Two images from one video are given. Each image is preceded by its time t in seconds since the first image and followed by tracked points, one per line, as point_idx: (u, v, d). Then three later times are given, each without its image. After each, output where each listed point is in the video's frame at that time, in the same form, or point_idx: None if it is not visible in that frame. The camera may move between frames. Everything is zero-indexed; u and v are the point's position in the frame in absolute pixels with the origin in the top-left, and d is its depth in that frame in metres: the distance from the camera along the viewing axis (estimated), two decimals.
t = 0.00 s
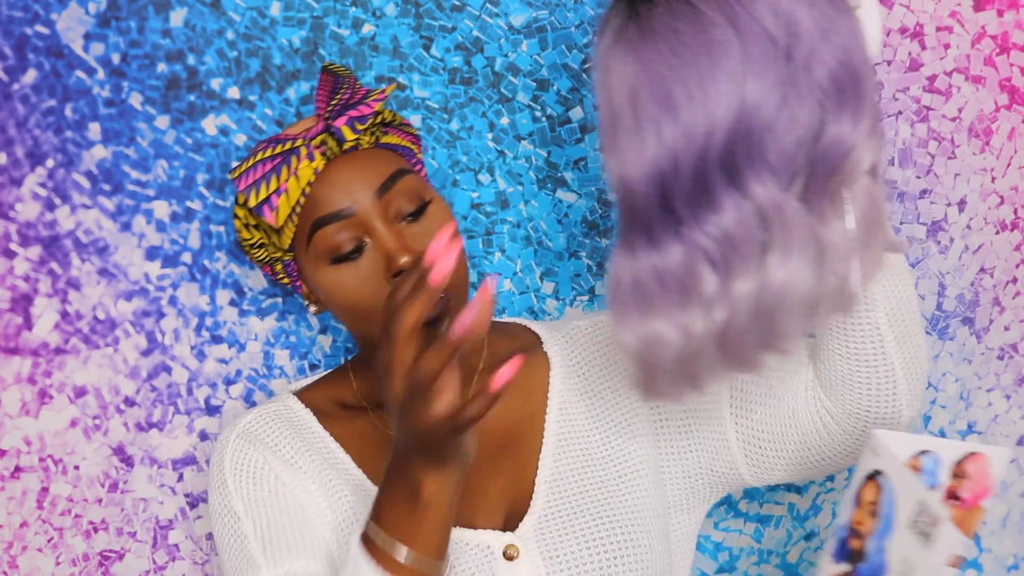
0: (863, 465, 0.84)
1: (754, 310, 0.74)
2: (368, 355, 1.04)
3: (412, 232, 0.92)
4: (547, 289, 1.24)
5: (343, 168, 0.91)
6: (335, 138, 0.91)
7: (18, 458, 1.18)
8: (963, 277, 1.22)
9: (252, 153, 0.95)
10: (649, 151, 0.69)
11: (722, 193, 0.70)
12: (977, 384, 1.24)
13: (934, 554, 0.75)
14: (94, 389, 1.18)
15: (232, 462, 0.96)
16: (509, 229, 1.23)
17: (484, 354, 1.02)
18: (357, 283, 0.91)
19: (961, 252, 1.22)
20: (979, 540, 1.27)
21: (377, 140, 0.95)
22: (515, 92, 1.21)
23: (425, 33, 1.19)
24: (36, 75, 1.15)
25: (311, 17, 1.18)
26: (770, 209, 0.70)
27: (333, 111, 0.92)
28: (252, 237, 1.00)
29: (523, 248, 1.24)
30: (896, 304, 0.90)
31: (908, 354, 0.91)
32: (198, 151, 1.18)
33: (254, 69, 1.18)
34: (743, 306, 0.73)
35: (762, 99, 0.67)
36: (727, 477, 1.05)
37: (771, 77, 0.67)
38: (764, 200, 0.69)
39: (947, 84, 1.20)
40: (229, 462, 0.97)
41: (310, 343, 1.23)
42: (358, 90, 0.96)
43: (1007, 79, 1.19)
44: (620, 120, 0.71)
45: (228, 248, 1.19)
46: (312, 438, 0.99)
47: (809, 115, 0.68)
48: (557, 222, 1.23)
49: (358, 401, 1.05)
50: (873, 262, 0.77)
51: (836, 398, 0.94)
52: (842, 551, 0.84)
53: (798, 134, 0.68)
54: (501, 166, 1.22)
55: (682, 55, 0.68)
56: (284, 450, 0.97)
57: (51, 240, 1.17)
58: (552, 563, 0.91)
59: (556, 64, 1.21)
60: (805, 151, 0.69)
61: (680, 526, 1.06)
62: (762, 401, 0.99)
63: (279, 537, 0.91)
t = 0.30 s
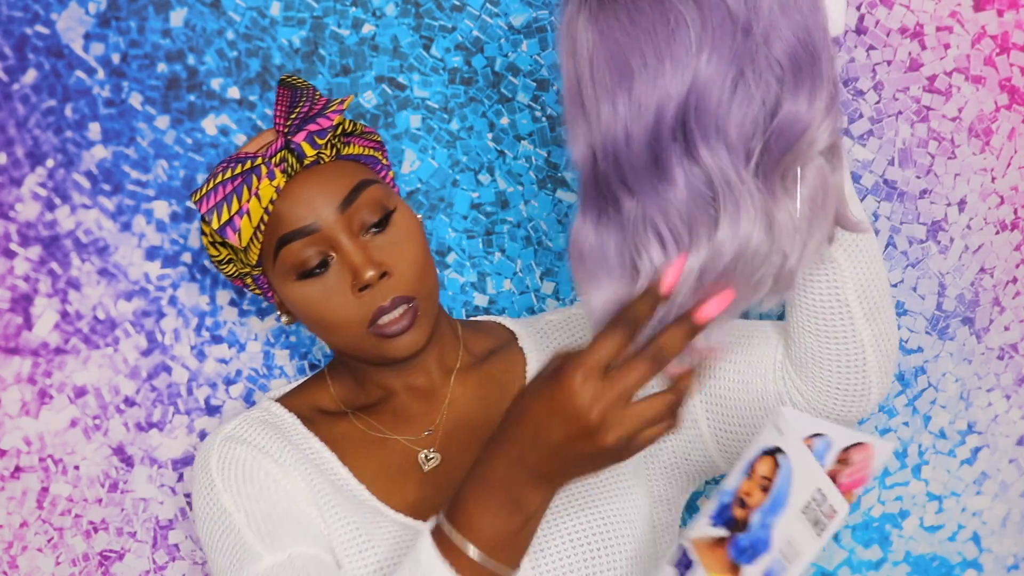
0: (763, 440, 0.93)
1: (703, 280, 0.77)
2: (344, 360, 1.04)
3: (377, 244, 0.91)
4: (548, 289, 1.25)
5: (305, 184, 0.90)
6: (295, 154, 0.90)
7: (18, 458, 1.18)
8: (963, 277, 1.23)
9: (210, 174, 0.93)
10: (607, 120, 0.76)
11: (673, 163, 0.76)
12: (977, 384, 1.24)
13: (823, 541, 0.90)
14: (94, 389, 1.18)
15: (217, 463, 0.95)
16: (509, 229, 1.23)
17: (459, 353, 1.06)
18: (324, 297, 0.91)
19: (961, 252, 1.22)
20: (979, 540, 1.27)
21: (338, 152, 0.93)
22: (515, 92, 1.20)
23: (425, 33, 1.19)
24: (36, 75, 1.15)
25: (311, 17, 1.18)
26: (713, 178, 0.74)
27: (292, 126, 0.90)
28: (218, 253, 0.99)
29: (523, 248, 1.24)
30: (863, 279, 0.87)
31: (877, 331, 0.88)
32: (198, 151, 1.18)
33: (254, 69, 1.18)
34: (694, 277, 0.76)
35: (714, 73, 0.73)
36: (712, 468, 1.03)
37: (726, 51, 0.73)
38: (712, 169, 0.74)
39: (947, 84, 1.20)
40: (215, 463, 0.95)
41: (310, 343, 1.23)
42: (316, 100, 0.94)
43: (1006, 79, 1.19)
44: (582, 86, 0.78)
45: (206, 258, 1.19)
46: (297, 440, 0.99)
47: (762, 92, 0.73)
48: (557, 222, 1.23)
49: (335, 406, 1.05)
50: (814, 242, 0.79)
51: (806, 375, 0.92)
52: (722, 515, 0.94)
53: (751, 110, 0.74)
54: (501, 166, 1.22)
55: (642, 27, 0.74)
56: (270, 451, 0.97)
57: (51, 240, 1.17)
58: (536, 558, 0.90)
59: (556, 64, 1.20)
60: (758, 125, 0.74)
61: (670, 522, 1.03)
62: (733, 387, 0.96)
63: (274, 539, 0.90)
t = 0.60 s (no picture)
0: (739, 412, 0.79)
1: (692, 252, 0.78)
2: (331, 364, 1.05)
3: (360, 253, 0.92)
4: (547, 288, 1.25)
5: (285, 195, 0.90)
6: (275, 165, 0.91)
7: (18, 458, 1.18)
8: (963, 277, 1.23)
9: (191, 188, 0.94)
10: (594, 92, 0.75)
11: (662, 134, 0.75)
12: (977, 384, 1.24)
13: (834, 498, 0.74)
14: (94, 389, 1.18)
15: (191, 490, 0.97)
16: (509, 229, 1.23)
17: (447, 353, 1.06)
18: (307, 307, 0.92)
19: (961, 252, 1.22)
20: (979, 540, 1.27)
21: (318, 162, 0.94)
22: (515, 92, 1.20)
23: (425, 34, 1.19)
24: (36, 75, 1.15)
25: (311, 17, 1.18)
26: (706, 148, 0.74)
27: (271, 137, 0.91)
28: (203, 263, 1.00)
29: (523, 248, 1.24)
30: (852, 261, 0.86)
31: (866, 315, 0.86)
32: (198, 151, 1.18)
33: (254, 69, 1.18)
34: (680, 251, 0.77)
35: (705, 42, 0.72)
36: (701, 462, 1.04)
37: (715, 20, 0.72)
38: (703, 138, 0.74)
39: (947, 84, 1.20)
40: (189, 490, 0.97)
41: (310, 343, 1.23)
42: (295, 110, 0.95)
43: (1007, 79, 1.19)
44: (565, 55, 0.76)
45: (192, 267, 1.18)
46: (271, 458, 1.01)
47: (750, 61, 0.73)
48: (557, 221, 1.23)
49: (324, 410, 1.06)
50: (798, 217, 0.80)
51: (798, 364, 0.90)
52: (693, 497, 0.78)
53: (739, 78, 0.73)
54: (501, 166, 1.22)
55: None
56: (241, 473, 0.98)
57: (51, 240, 1.17)
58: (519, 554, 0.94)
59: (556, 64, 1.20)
60: (744, 95, 0.74)
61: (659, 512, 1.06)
62: (721, 377, 0.95)
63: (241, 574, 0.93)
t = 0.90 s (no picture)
0: (776, 398, 0.81)
1: (664, 235, 0.80)
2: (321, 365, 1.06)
3: (346, 256, 0.92)
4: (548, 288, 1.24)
5: (273, 197, 0.91)
6: (263, 168, 0.91)
7: (18, 458, 1.18)
8: (963, 277, 1.23)
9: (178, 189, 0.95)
10: (572, 72, 0.81)
11: (636, 113, 0.80)
12: (977, 384, 1.24)
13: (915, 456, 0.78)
14: (94, 389, 1.18)
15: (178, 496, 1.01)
16: (509, 229, 1.23)
17: (436, 354, 1.06)
18: (293, 309, 0.92)
19: (961, 252, 1.22)
20: (979, 540, 1.27)
21: (306, 164, 0.94)
22: (515, 92, 1.20)
23: (425, 34, 1.19)
24: (36, 75, 1.15)
25: (311, 17, 1.18)
26: (682, 128, 0.79)
27: (261, 138, 0.92)
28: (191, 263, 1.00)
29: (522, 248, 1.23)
30: (836, 254, 0.87)
31: (851, 309, 0.88)
32: (198, 151, 1.18)
33: (254, 69, 1.18)
34: (653, 233, 0.80)
35: (677, 26, 0.79)
36: (692, 456, 1.03)
37: (688, 5, 0.79)
38: (676, 115, 0.79)
39: (947, 84, 1.20)
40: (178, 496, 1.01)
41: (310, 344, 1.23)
42: (286, 111, 0.96)
43: (1006, 79, 1.19)
44: (544, 43, 0.83)
45: (185, 269, 1.18)
46: (256, 462, 1.01)
47: (723, 44, 0.79)
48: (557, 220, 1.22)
49: (313, 410, 1.07)
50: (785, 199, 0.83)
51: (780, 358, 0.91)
52: (762, 494, 0.81)
53: (712, 62, 0.80)
54: (501, 166, 1.22)
55: None
56: (224, 479, 1.00)
57: (51, 240, 1.17)
58: (500, 551, 0.94)
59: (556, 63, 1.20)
60: (718, 78, 0.80)
61: (651, 509, 1.04)
62: (708, 372, 0.96)
63: None
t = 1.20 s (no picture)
0: (768, 406, 0.76)
1: (653, 246, 0.77)
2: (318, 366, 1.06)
3: (348, 260, 0.92)
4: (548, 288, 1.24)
5: (276, 200, 0.91)
6: (266, 170, 0.91)
7: (18, 458, 1.18)
8: (963, 277, 1.22)
9: (181, 191, 0.95)
10: (556, 82, 0.77)
11: (624, 124, 0.77)
12: (977, 384, 1.24)
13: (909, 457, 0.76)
14: (94, 389, 1.18)
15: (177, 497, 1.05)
16: (509, 229, 1.23)
17: (433, 355, 1.06)
18: (294, 312, 0.92)
19: (961, 252, 1.22)
20: (979, 540, 1.27)
21: (309, 167, 0.94)
22: (515, 92, 1.21)
23: (425, 34, 1.19)
24: (36, 75, 1.15)
25: (311, 17, 1.18)
26: (670, 140, 0.76)
27: (264, 140, 0.92)
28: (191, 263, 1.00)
29: (522, 248, 1.23)
30: (829, 257, 0.86)
31: (846, 312, 0.87)
32: (198, 151, 1.18)
33: (254, 69, 1.18)
34: (644, 243, 0.77)
35: (664, 34, 0.75)
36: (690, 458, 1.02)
37: (675, 12, 0.75)
38: (664, 128, 0.76)
39: (947, 84, 1.20)
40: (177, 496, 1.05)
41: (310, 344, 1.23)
42: (288, 112, 0.95)
43: (1007, 79, 1.20)
44: (531, 49, 0.79)
45: (185, 269, 1.18)
46: (250, 462, 1.03)
47: (711, 54, 0.76)
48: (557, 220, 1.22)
49: (311, 411, 1.07)
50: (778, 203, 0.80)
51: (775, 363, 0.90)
52: (764, 502, 0.75)
53: (700, 70, 0.76)
54: (501, 166, 1.22)
55: None
56: (219, 480, 1.03)
57: (51, 240, 1.17)
58: (493, 552, 0.94)
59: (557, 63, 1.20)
60: (706, 88, 0.77)
61: (648, 509, 1.04)
62: (705, 375, 0.94)
63: None
